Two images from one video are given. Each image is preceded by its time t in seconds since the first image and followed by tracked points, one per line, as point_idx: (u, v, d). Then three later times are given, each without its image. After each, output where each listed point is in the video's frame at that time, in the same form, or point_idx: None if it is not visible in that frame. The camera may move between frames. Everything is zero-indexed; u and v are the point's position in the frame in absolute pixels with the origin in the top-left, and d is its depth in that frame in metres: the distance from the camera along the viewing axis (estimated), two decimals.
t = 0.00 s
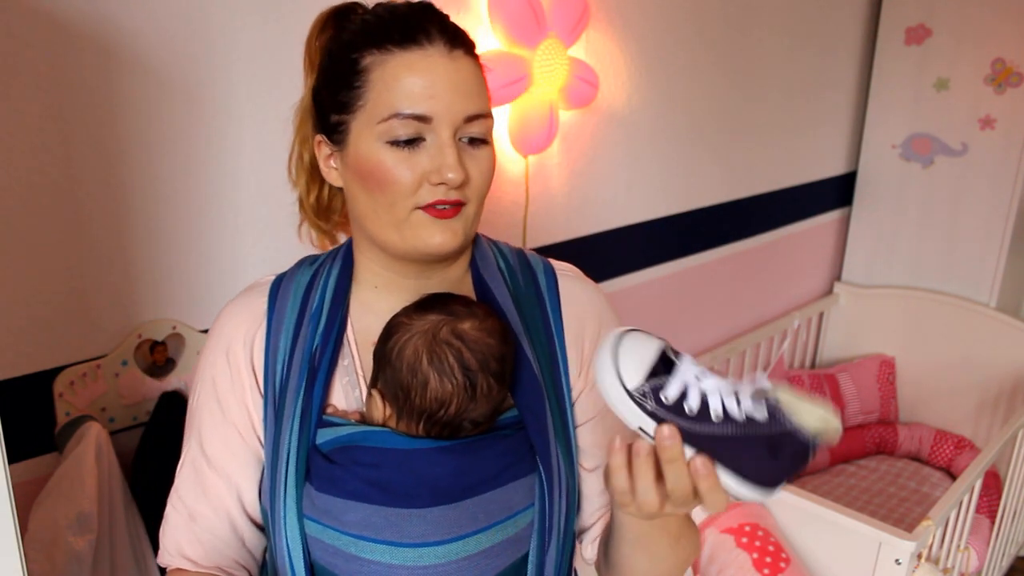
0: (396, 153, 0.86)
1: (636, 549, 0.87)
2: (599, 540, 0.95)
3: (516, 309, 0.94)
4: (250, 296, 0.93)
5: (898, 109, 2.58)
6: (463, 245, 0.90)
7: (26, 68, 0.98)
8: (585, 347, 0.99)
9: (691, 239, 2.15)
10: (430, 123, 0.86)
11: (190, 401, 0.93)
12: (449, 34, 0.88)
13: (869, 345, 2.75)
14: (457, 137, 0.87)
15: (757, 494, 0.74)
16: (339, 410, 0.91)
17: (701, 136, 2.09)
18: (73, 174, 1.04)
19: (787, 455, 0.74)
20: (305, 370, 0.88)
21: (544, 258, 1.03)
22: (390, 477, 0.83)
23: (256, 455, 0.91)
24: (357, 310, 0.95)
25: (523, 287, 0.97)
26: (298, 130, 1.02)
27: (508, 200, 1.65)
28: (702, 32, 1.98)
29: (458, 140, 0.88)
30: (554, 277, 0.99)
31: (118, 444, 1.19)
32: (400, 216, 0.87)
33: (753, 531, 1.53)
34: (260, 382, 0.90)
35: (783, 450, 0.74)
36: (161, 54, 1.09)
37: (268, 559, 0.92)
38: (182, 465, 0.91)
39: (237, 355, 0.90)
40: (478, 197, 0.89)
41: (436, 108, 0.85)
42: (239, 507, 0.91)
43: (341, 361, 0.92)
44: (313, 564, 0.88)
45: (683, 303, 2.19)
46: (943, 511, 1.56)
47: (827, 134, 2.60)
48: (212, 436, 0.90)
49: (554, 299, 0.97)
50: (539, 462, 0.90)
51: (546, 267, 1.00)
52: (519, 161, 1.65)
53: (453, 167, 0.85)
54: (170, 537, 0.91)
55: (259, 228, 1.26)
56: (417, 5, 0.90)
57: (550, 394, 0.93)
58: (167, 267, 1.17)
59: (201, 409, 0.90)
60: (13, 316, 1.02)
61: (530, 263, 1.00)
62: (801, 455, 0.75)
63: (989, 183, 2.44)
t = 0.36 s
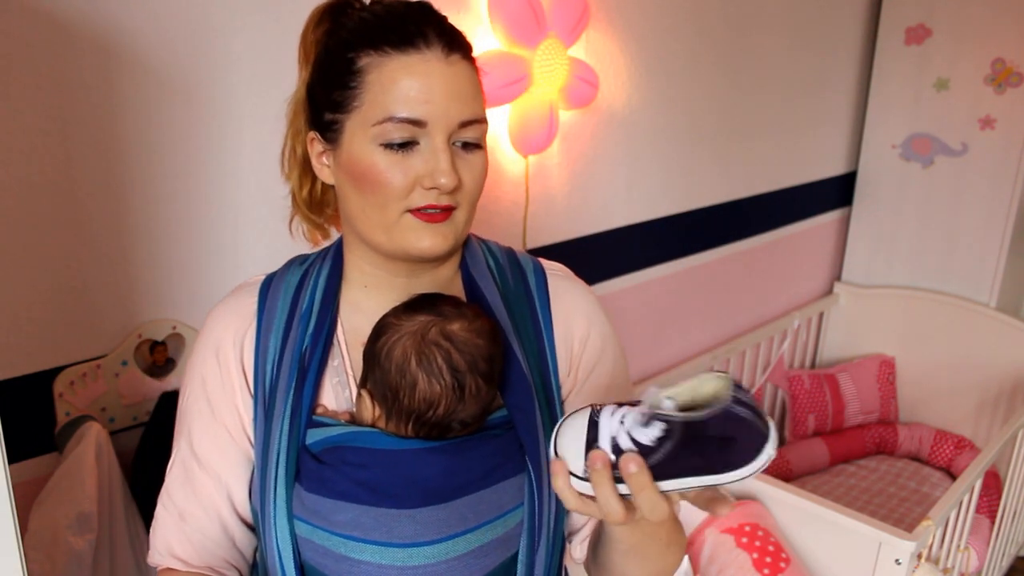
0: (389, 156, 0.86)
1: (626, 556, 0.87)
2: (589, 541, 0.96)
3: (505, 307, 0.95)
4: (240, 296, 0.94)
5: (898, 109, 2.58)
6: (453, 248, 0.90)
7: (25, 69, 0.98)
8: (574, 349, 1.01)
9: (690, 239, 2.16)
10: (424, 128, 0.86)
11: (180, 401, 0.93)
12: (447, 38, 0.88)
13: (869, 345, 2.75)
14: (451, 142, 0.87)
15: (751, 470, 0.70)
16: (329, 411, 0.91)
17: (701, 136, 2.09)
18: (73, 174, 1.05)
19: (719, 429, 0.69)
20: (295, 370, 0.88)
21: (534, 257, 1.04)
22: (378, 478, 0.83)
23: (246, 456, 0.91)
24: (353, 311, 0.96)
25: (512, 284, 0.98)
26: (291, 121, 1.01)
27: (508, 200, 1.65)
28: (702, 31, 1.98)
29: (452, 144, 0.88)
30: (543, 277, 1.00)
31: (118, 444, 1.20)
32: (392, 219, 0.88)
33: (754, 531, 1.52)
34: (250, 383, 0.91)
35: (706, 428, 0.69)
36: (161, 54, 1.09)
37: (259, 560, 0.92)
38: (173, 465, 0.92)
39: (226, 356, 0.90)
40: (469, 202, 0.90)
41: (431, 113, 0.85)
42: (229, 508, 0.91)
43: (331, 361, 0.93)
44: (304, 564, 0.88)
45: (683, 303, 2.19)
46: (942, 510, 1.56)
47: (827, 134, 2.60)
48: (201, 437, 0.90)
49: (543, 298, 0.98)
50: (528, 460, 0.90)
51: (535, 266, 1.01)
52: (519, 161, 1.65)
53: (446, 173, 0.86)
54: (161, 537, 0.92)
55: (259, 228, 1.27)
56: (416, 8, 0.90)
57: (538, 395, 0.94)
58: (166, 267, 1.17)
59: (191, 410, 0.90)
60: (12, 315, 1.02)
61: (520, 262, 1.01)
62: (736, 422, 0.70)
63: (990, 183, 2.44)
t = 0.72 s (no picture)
0: (377, 159, 0.86)
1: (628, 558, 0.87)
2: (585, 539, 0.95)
3: (495, 304, 0.95)
4: (228, 298, 0.93)
5: (898, 109, 2.58)
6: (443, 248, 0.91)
7: (25, 68, 0.98)
8: (563, 344, 1.00)
9: (690, 239, 2.15)
10: (412, 130, 0.86)
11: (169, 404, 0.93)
12: (433, 38, 0.87)
13: (869, 345, 2.75)
14: (438, 143, 0.87)
15: (721, 410, 0.66)
16: (322, 410, 0.91)
17: (702, 136, 2.09)
18: (74, 174, 1.05)
19: (674, 363, 0.68)
20: (286, 370, 0.89)
21: (522, 254, 1.04)
22: (374, 476, 0.83)
23: (238, 457, 0.91)
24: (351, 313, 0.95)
25: (500, 281, 0.98)
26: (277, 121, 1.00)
27: (508, 200, 1.65)
28: (702, 31, 1.98)
29: (440, 145, 0.88)
30: (531, 273, 1.00)
31: (118, 444, 1.19)
32: (381, 222, 0.88)
33: (753, 531, 1.52)
34: (241, 385, 0.91)
35: (658, 363, 0.69)
36: (160, 54, 1.09)
37: (254, 561, 0.92)
38: (164, 469, 0.91)
39: (217, 358, 0.90)
40: (458, 202, 0.90)
41: (418, 116, 0.85)
42: (222, 510, 0.91)
43: (322, 361, 0.93)
44: (300, 563, 0.88)
45: (683, 303, 2.19)
46: (942, 510, 1.56)
47: (827, 135, 2.60)
48: (192, 440, 0.90)
49: (532, 293, 0.98)
50: (522, 456, 0.91)
51: (523, 263, 1.01)
52: (518, 161, 1.65)
53: (434, 175, 0.86)
54: (153, 541, 0.91)
55: (258, 228, 1.26)
56: (401, 8, 0.90)
57: (531, 392, 0.94)
58: (166, 267, 1.17)
59: (181, 413, 0.90)
60: (12, 314, 1.02)
61: (507, 259, 1.01)
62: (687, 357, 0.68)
63: (989, 183, 2.44)
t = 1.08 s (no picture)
0: (370, 157, 0.86)
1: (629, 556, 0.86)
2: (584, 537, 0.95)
3: (489, 304, 0.96)
4: (221, 300, 0.93)
5: (898, 109, 2.58)
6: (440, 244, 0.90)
7: (26, 68, 0.98)
8: (557, 342, 1.00)
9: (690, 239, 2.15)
10: (402, 126, 0.86)
11: (163, 407, 0.92)
12: (416, 33, 0.88)
13: (869, 345, 2.75)
14: (430, 138, 0.88)
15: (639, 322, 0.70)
16: (317, 413, 0.92)
17: (701, 136, 2.09)
18: (73, 174, 1.05)
19: (611, 306, 0.74)
20: (281, 372, 0.89)
21: (515, 253, 1.04)
22: (371, 479, 0.84)
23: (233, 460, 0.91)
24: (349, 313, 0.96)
25: (493, 280, 0.98)
26: (264, 127, 1.01)
27: (508, 200, 1.65)
28: (702, 31, 1.98)
29: (431, 140, 0.88)
30: (524, 272, 1.00)
31: (118, 445, 1.20)
32: (376, 220, 0.88)
33: (753, 531, 1.52)
34: (234, 387, 0.91)
35: (601, 311, 0.75)
36: (160, 54, 1.09)
37: (249, 563, 0.92)
38: (158, 472, 0.91)
39: (210, 361, 0.90)
40: (452, 196, 0.90)
41: (408, 111, 0.85)
42: (218, 513, 0.91)
43: (316, 363, 0.93)
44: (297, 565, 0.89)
45: (683, 303, 2.19)
46: (942, 510, 1.56)
47: (827, 135, 2.60)
48: (187, 443, 0.90)
49: (525, 293, 0.98)
50: (517, 458, 0.91)
51: (515, 261, 1.01)
52: (518, 161, 1.65)
53: (428, 170, 0.86)
54: (148, 545, 0.91)
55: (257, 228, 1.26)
56: (384, 6, 0.90)
57: (526, 392, 0.94)
58: (166, 268, 1.17)
59: (175, 416, 0.90)
60: (12, 314, 1.02)
61: (500, 258, 1.01)
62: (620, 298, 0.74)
63: (990, 183, 2.44)
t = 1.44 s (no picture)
0: (340, 155, 0.87)
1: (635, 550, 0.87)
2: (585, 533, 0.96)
3: (489, 306, 0.95)
4: (225, 298, 0.94)
5: (898, 109, 2.58)
6: (424, 239, 0.89)
7: (26, 69, 0.98)
8: (558, 345, 1.00)
9: (690, 239, 2.16)
10: (365, 120, 0.86)
11: (164, 404, 0.93)
12: (380, 26, 0.88)
13: (869, 345, 2.75)
14: (397, 130, 0.87)
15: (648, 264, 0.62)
16: (317, 413, 0.92)
17: (701, 137, 2.09)
18: (74, 173, 1.05)
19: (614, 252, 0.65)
20: (281, 372, 0.89)
21: (518, 256, 1.04)
22: (370, 480, 0.84)
23: (233, 459, 0.91)
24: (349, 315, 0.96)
25: (495, 282, 0.98)
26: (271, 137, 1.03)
27: (508, 200, 1.65)
28: (702, 32, 1.98)
29: (400, 133, 0.88)
30: (526, 275, 1.00)
31: (118, 445, 1.20)
32: (353, 219, 0.88)
33: (753, 531, 1.51)
34: (236, 386, 0.91)
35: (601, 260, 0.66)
36: (160, 54, 1.09)
37: (247, 563, 0.92)
38: (158, 469, 0.92)
39: (211, 358, 0.90)
40: (431, 187, 0.88)
41: (368, 105, 0.86)
42: (217, 512, 0.91)
43: (318, 364, 0.93)
44: (294, 566, 0.88)
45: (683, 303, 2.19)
46: (942, 510, 1.56)
47: (827, 134, 2.60)
48: (187, 440, 0.90)
49: (526, 297, 0.98)
50: (516, 459, 0.91)
51: (517, 264, 1.01)
52: (518, 161, 1.65)
53: (393, 161, 0.85)
54: (146, 542, 0.92)
55: (257, 228, 1.27)
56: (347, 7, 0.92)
57: (525, 394, 0.94)
58: (166, 268, 1.17)
59: (176, 413, 0.90)
60: (12, 314, 1.02)
61: (502, 261, 1.01)
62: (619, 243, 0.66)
63: (990, 183, 2.44)
